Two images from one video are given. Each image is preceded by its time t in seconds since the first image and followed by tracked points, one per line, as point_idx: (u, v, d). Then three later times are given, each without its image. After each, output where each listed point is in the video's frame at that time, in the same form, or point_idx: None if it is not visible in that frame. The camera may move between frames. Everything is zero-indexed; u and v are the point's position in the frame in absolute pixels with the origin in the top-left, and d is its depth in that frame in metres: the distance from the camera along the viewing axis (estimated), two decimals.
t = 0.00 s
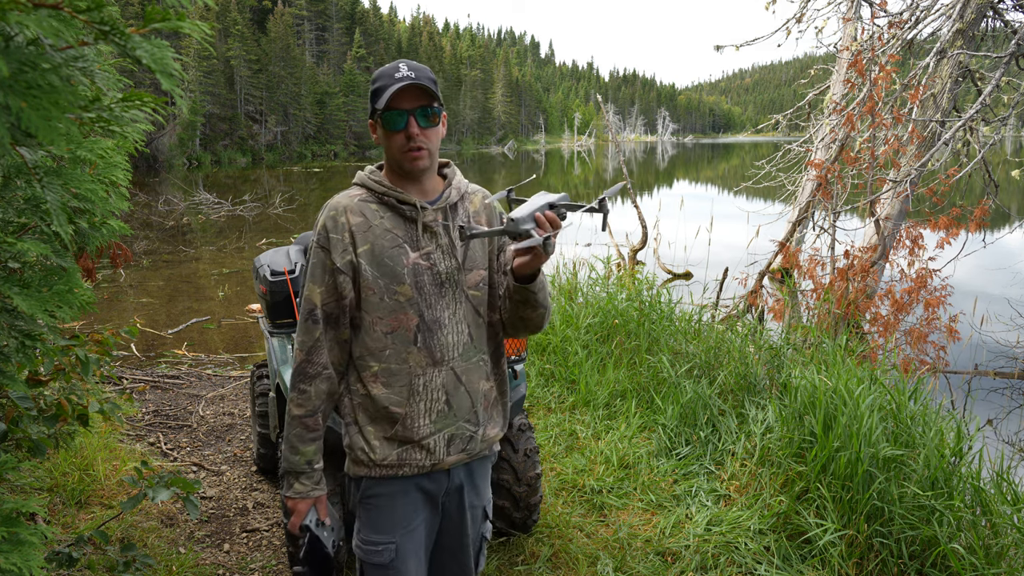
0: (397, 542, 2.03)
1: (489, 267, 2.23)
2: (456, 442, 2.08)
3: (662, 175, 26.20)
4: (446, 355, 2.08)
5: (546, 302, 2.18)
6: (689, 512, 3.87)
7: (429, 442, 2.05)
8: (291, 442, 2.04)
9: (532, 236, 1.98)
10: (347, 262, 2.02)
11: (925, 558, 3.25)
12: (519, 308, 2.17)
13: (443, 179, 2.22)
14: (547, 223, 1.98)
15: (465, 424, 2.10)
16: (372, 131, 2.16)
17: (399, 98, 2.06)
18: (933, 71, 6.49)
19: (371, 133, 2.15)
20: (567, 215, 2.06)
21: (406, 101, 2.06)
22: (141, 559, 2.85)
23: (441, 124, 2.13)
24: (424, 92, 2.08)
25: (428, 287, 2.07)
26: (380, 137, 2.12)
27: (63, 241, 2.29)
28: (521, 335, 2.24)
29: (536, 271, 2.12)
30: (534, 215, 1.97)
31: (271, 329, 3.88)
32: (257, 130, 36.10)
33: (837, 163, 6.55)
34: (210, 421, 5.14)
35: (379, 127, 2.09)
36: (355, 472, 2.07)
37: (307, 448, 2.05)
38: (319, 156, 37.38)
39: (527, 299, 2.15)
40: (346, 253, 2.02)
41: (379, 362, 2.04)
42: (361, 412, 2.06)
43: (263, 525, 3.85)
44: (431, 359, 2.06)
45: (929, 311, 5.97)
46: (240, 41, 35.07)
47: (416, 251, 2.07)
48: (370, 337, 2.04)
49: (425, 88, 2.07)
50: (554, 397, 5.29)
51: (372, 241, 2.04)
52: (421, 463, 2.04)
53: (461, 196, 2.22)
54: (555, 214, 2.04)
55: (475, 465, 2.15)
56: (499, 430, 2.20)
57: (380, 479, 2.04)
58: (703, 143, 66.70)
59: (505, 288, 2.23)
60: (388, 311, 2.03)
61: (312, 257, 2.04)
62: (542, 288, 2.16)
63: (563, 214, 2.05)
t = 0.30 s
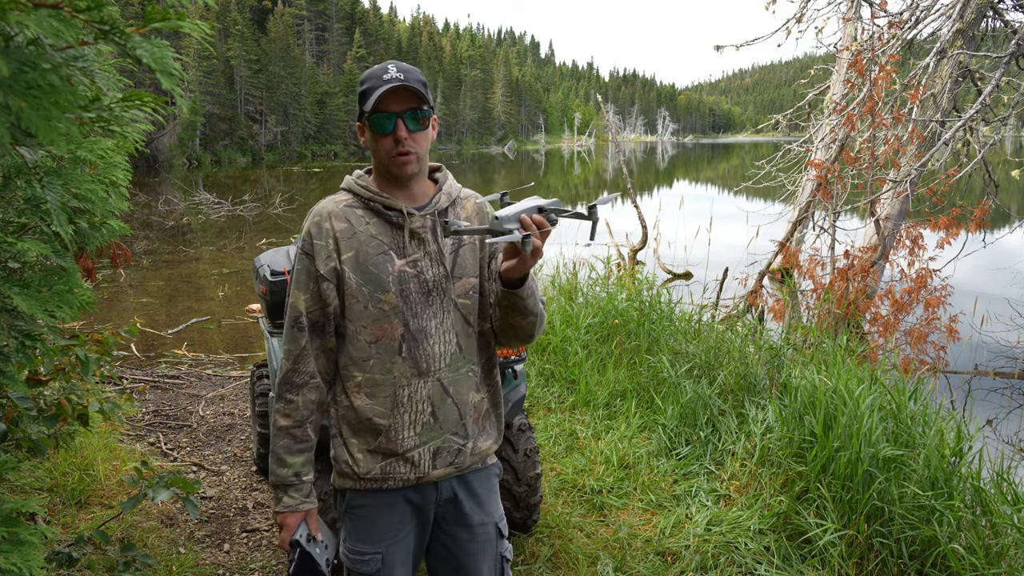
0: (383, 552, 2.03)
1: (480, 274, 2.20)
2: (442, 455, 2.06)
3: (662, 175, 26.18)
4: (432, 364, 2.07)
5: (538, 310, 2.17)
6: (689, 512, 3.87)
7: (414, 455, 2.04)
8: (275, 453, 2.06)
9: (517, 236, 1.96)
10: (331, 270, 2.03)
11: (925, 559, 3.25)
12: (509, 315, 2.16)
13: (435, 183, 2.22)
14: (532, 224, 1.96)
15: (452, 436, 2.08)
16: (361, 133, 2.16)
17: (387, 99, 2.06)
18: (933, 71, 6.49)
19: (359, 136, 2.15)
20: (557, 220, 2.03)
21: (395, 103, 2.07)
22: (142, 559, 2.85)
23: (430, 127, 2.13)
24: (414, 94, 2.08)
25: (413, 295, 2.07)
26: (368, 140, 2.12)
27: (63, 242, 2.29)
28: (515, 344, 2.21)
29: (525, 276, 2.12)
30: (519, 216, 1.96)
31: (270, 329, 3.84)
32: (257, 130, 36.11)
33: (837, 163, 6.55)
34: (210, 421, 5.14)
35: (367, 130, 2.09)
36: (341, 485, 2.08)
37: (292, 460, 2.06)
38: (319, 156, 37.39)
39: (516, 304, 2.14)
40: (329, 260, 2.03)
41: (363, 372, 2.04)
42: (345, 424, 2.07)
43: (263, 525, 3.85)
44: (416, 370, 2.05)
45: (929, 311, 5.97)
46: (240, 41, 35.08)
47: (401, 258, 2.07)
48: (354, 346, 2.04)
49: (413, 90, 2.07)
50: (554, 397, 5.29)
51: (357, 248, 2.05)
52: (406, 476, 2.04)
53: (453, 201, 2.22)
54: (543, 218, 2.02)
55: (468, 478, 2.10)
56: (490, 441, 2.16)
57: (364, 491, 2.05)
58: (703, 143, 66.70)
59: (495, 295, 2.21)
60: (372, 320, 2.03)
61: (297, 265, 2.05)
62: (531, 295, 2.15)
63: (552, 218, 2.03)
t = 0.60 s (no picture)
0: (384, 557, 2.03)
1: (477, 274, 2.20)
2: (444, 459, 2.06)
3: (662, 175, 26.17)
4: (430, 368, 2.06)
5: (535, 311, 2.17)
6: (689, 512, 3.87)
7: (414, 460, 2.03)
8: (272, 460, 2.05)
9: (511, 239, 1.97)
10: (325, 274, 2.03)
11: (925, 559, 3.24)
12: (507, 315, 2.16)
13: (431, 183, 2.22)
14: (527, 226, 1.96)
15: (453, 440, 2.07)
16: (353, 134, 2.15)
17: (378, 99, 2.05)
18: (933, 71, 6.48)
19: (352, 136, 2.15)
20: (553, 222, 2.03)
21: (387, 102, 2.06)
22: (141, 559, 2.84)
23: (424, 125, 2.12)
24: (405, 92, 2.07)
25: (410, 298, 2.06)
26: (361, 141, 2.11)
27: (63, 242, 2.29)
28: (514, 345, 2.21)
29: (522, 277, 2.11)
30: (514, 219, 1.95)
31: (271, 329, 3.83)
32: (257, 130, 36.12)
33: (837, 163, 6.54)
34: (210, 421, 5.14)
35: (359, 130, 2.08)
36: (341, 490, 2.08)
37: (288, 467, 2.05)
38: (319, 156, 37.39)
39: (513, 306, 2.14)
40: (323, 264, 2.03)
41: (361, 377, 2.03)
42: (343, 430, 2.07)
43: (263, 525, 3.85)
44: (414, 373, 2.05)
45: (929, 311, 5.97)
46: (240, 41, 35.09)
47: (397, 260, 2.06)
48: (351, 351, 2.04)
49: (404, 88, 2.06)
50: (555, 397, 5.29)
51: (351, 252, 2.04)
52: (406, 481, 2.03)
53: (449, 201, 2.21)
54: (539, 219, 2.01)
55: (469, 482, 2.10)
56: (492, 444, 2.16)
57: (364, 496, 2.04)
58: (703, 143, 66.71)
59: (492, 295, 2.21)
60: (369, 324, 2.03)
61: (291, 269, 2.05)
62: (529, 296, 2.15)
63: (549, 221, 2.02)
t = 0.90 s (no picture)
0: (387, 558, 2.03)
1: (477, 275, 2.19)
2: (447, 460, 2.06)
3: (662, 175, 26.15)
4: (432, 370, 2.06)
5: (536, 310, 2.17)
6: (689, 512, 3.87)
7: (417, 462, 2.03)
8: (275, 463, 2.05)
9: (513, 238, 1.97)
10: (326, 277, 2.02)
11: (926, 559, 3.24)
12: (507, 315, 2.16)
13: (431, 184, 2.22)
14: (528, 225, 1.96)
15: (455, 441, 2.07)
16: (354, 135, 2.15)
17: (380, 99, 2.06)
18: (933, 71, 6.48)
19: (352, 137, 2.14)
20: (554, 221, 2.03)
21: (388, 103, 2.06)
22: (142, 559, 2.84)
23: (425, 126, 2.12)
24: (406, 93, 2.07)
25: (412, 300, 2.06)
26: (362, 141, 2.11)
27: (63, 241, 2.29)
28: (514, 345, 2.21)
29: (522, 276, 2.11)
30: (514, 217, 1.96)
31: (271, 329, 3.83)
32: (257, 130, 36.12)
33: (837, 163, 6.54)
34: (210, 421, 5.14)
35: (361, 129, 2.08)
36: (343, 491, 2.08)
37: (292, 470, 2.05)
38: (319, 156, 37.39)
39: (513, 306, 2.14)
40: (324, 267, 2.03)
41: (363, 380, 2.03)
42: (346, 432, 2.07)
43: (263, 525, 3.85)
44: (416, 376, 2.05)
45: (929, 311, 5.97)
46: (240, 41, 35.10)
47: (398, 262, 2.06)
48: (353, 354, 2.04)
49: (406, 89, 2.06)
50: (554, 397, 5.28)
51: (352, 254, 2.04)
52: (409, 483, 2.03)
53: (449, 201, 2.21)
54: (540, 218, 2.02)
55: (470, 482, 2.10)
56: (493, 445, 2.16)
57: (366, 498, 2.04)
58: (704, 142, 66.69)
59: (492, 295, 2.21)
60: (371, 326, 2.03)
61: (292, 272, 2.04)
62: (530, 296, 2.15)
63: (549, 219, 2.03)
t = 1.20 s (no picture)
0: (384, 558, 2.03)
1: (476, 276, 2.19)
2: (444, 462, 2.06)
3: (662, 175, 26.14)
4: (432, 370, 2.06)
5: (533, 311, 2.17)
6: (689, 512, 3.86)
7: (414, 463, 2.03)
8: (275, 463, 2.05)
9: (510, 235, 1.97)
10: (325, 277, 2.02)
11: (925, 559, 3.24)
12: (505, 316, 2.16)
13: (431, 184, 2.22)
14: (524, 221, 1.96)
15: (453, 443, 2.07)
16: (354, 135, 2.15)
17: (380, 98, 2.05)
18: (933, 71, 6.48)
19: (352, 136, 2.14)
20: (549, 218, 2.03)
21: (388, 101, 2.06)
22: (142, 559, 2.84)
23: (424, 125, 2.12)
24: (406, 92, 2.07)
25: (410, 300, 2.06)
26: (361, 141, 2.10)
27: (63, 241, 2.28)
28: (512, 346, 2.21)
29: (520, 277, 2.11)
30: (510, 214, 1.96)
31: (271, 329, 3.83)
32: (257, 130, 36.13)
33: (837, 163, 6.54)
34: (210, 421, 5.14)
35: (360, 129, 2.07)
36: (342, 492, 2.08)
37: (293, 471, 2.05)
38: (319, 156, 37.39)
39: (511, 307, 2.14)
40: (323, 267, 2.02)
41: (361, 380, 2.03)
42: (344, 432, 2.07)
43: (263, 525, 3.85)
44: (414, 377, 2.05)
45: (929, 311, 5.97)
46: (240, 41, 35.11)
47: (397, 263, 2.06)
48: (351, 355, 2.04)
49: (405, 87, 2.06)
50: (554, 397, 5.28)
51: (352, 254, 2.04)
52: (407, 483, 2.03)
53: (449, 202, 2.21)
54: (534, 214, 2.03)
55: (468, 483, 2.10)
56: (490, 446, 2.16)
57: (365, 498, 2.04)
58: (704, 142, 66.67)
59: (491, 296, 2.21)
60: (369, 326, 2.03)
61: (292, 272, 2.04)
62: (528, 298, 2.15)
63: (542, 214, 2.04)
